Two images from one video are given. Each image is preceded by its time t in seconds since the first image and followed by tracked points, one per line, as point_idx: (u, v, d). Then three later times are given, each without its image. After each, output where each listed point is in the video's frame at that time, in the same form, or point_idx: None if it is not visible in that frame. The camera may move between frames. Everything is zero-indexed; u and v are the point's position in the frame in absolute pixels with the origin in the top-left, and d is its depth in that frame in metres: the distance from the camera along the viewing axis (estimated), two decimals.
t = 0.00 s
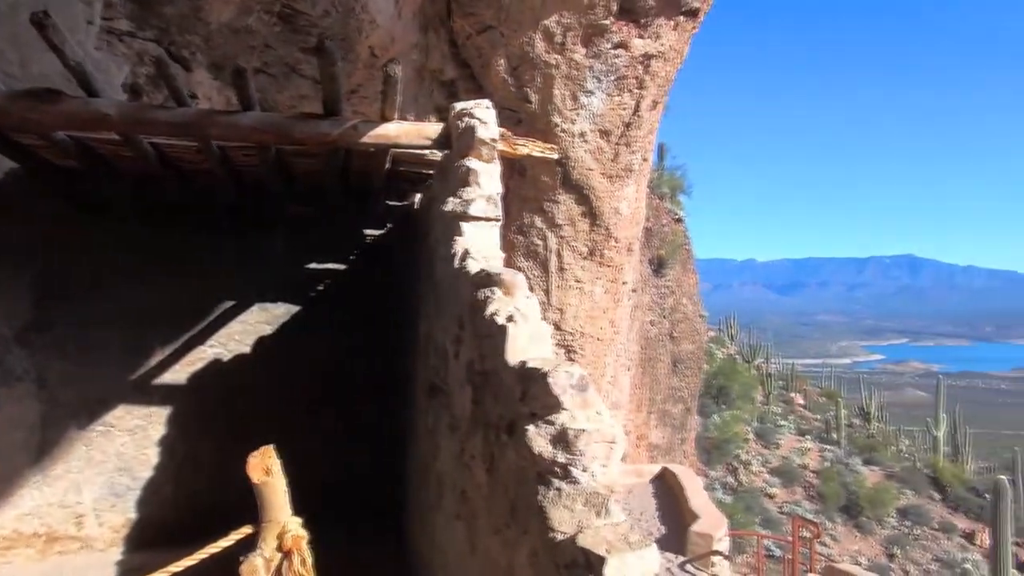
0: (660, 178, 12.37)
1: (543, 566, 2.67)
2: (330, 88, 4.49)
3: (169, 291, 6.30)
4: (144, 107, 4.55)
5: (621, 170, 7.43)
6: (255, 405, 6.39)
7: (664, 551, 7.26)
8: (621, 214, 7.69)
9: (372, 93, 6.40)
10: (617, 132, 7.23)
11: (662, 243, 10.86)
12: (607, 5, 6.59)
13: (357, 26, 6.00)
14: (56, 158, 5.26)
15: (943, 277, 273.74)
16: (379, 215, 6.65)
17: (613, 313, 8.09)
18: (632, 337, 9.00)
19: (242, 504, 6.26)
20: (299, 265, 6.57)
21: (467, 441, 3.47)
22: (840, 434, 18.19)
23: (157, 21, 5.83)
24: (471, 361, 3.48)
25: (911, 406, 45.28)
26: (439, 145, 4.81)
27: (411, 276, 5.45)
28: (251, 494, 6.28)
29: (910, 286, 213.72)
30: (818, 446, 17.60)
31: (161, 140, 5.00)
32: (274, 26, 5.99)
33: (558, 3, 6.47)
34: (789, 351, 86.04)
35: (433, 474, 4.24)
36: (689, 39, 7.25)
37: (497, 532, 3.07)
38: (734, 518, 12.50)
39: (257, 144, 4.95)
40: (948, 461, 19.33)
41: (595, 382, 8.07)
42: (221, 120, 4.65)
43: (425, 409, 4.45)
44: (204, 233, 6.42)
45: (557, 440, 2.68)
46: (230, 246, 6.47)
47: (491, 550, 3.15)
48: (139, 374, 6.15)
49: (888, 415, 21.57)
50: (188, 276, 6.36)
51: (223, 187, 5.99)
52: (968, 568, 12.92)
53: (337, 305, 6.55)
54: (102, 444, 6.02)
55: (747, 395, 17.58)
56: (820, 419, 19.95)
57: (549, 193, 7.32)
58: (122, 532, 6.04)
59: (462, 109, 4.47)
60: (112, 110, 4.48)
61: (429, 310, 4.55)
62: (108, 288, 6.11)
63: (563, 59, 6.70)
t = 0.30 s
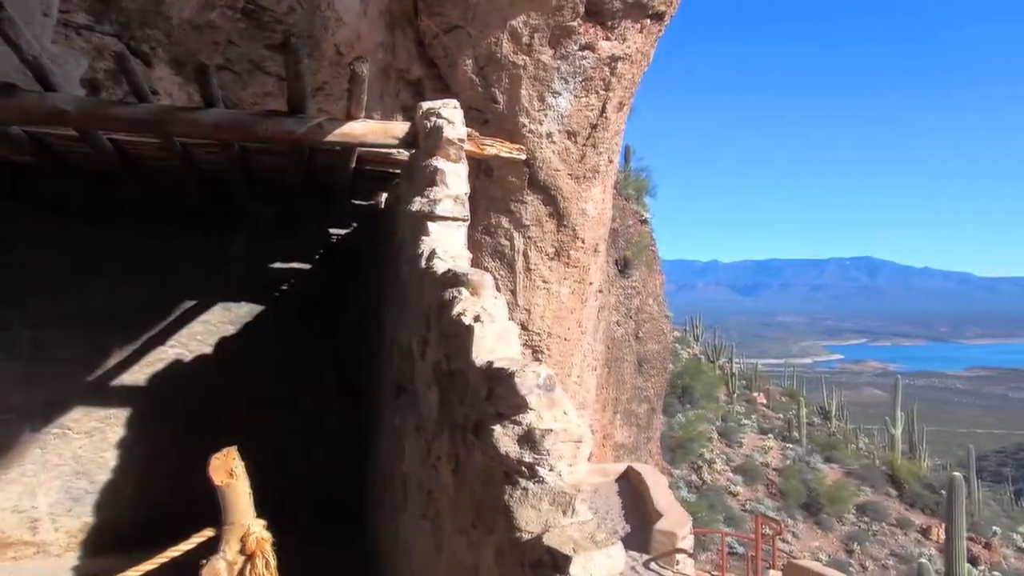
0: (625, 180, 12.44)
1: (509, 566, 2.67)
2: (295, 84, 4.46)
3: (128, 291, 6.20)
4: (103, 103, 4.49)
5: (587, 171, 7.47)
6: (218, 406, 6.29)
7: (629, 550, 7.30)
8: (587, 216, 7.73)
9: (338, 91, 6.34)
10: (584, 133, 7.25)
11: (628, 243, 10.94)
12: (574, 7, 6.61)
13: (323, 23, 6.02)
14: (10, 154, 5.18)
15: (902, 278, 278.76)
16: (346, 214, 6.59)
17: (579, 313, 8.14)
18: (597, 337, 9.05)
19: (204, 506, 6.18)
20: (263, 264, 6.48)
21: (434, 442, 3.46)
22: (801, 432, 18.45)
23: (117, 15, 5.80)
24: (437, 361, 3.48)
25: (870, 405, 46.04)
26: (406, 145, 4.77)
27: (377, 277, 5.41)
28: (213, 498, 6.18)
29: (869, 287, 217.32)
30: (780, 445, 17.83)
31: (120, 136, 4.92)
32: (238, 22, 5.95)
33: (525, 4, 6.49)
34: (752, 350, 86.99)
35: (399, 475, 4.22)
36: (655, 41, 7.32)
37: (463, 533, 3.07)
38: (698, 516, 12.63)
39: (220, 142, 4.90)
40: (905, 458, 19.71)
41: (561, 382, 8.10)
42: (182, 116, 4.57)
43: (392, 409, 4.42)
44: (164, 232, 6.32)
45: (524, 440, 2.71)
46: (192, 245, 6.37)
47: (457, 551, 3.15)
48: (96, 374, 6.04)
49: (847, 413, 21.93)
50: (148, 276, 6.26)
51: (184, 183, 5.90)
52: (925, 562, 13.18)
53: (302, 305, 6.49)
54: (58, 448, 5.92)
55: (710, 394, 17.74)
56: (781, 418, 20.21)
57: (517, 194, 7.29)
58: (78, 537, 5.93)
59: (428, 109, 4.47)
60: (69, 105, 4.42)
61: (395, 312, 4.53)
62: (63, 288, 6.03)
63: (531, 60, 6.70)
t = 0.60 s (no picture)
0: (592, 181, 12.50)
1: (476, 565, 2.67)
2: (261, 83, 4.44)
3: (88, 291, 6.12)
4: (63, 98, 4.42)
5: (555, 172, 7.49)
6: (179, 407, 6.20)
7: (596, 547, 7.35)
8: (554, 216, 7.76)
9: (304, 89, 6.28)
10: (551, 134, 7.27)
11: (594, 245, 10.99)
12: (541, 8, 6.64)
13: (289, 20, 5.94)
14: None
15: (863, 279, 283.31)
16: (311, 213, 6.60)
17: (546, 314, 8.14)
18: (563, 337, 9.07)
19: (167, 510, 6.05)
20: (227, 263, 6.47)
21: (401, 442, 3.46)
22: (764, 431, 18.66)
23: (76, 8, 5.65)
24: (404, 362, 3.48)
25: (831, 404, 46.70)
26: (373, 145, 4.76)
27: (343, 276, 5.41)
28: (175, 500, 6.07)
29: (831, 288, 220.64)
30: (744, 444, 18.01)
31: (80, 132, 4.84)
32: (201, 16, 5.87)
33: (493, 4, 6.51)
34: (716, 351, 87.75)
35: (365, 477, 4.21)
36: (622, 44, 7.36)
37: (430, 533, 3.07)
38: (663, 514, 12.74)
39: (183, 139, 4.87)
40: (864, 456, 20.03)
41: (528, 382, 8.10)
42: (145, 113, 4.54)
43: (358, 411, 4.42)
44: (126, 232, 6.31)
45: (491, 440, 2.71)
46: (155, 245, 6.37)
47: (424, 551, 3.15)
48: (54, 377, 5.94)
49: (809, 412, 22.22)
50: (110, 276, 6.21)
51: (148, 181, 5.86)
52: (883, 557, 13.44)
53: (266, 305, 6.46)
54: (13, 450, 5.81)
55: (676, 394, 17.82)
56: (745, 417, 20.42)
57: (483, 194, 7.31)
58: (35, 542, 5.76)
59: (396, 108, 4.47)
60: (28, 100, 4.35)
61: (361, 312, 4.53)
62: (23, 289, 5.95)
63: (498, 60, 6.71)
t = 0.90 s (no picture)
0: (562, 182, 12.53)
1: (447, 566, 2.66)
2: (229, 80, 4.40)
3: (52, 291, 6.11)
4: (25, 94, 4.35)
5: (526, 173, 7.47)
6: (143, 408, 6.08)
7: (566, 548, 7.35)
8: (525, 217, 7.74)
9: (273, 87, 6.18)
10: (522, 136, 7.26)
11: (565, 246, 11.01)
12: (512, 9, 6.64)
13: (257, 16, 5.88)
14: None
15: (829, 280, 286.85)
16: (278, 213, 6.61)
17: (517, 315, 8.13)
18: (534, 337, 9.07)
19: (132, 513, 5.81)
20: (193, 263, 6.44)
21: (371, 443, 3.44)
22: (732, 430, 18.80)
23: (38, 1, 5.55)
24: (374, 363, 3.46)
25: (797, 403, 47.28)
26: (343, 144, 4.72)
27: (313, 276, 5.37)
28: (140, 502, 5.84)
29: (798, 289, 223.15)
30: (712, 443, 18.13)
31: (42, 129, 4.75)
32: (167, 12, 5.77)
33: (463, 5, 6.51)
34: (685, 351, 88.25)
35: (335, 478, 4.18)
36: (592, 46, 7.39)
37: (401, 534, 3.05)
38: (633, 514, 12.81)
39: (149, 137, 4.81)
40: (830, 455, 20.27)
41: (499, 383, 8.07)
42: (111, 110, 4.48)
43: (328, 413, 4.38)
44: (91, 232, 6.31)
45: (462, 441, 2.70)
46: (120, 245, 6.36)
47: (395, 552, 3.13)
48: (14, 379, 5.83)
49: (776, 412, 22.44)
50: (74, 276, 6.20)
51: (111, 180, 5.81)
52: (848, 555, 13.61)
53: (232, 304, 6.42)
54: None
55: (646, 394, 17.90)
56: (714, 417, 20.58)
57: (453, 195, 7.29)
58: None
59: (366, 108, 4.44)
60: None
61: (330, 312, 4.51)
62: None
63: (469, 61, 6.71)
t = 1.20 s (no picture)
0: (536, 183, 12.55)
1: (421, 567, 2.66)
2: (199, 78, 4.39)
3: (18, 291, 6.07)
4: None
5: (500, 174, 7.47)
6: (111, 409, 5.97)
7: (539, 549, 7.36)
8: (499, 217, 7.74)
9: (245, 86, 6.11)
10: (496, 136, 7.27)
11: (539, 247, 11.03)
12: (487, 11, 6.66)
13: (229, 14, 5.79)
14: None
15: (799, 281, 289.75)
16: (249, 213, 6.63)
17: (490, 315, 8.12)
18: (508, 338, 9.07)
19: (99, 518, 5.67)
20: (163, 264, 6.45)
21: (344, 445, 3.43)
22: (704, 431, 18.92)
23: None
24: (348, 363, 3.45)
25: (767, 404, 47.71)
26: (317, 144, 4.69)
27: (286, 275, 5.36)
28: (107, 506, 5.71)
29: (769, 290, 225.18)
30: (683, 443, 18.24)
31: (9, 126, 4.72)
32: (136, 9, 5.69)
33: (438, 5, 6.50)
34: (658, 351, 88.66)
35: (308, 480, 4.14)
36: (566, 48, 7.42)
37: (375, 536, 3.04)
38: (606, 514, 12.86)
39: (118, 135, 4.75)
40: (799, 454, 20.48)
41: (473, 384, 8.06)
42: (80, 106, 4.44)
43: (300, 414, 4.36)
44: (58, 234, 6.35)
45: (437, 441, 2.70)
46: (88, 246, 6.39)
47: (368, 555, 3.12)
48: None
49: (747, 412, 22.62)
50: (41, 276, 6.17)
51: (80, 180, 5.81)
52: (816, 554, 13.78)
53: (203, 305, 6.40)
54: None
55: (619, 395, 17.96)
56: (686, 417, 20.71)
57: (427, 195, 7.28)
58: None
59: (340, 107, 4.43)
60: None
61: (303, 312, 4.50)
62: None
63: (443, 61, 6.70)
